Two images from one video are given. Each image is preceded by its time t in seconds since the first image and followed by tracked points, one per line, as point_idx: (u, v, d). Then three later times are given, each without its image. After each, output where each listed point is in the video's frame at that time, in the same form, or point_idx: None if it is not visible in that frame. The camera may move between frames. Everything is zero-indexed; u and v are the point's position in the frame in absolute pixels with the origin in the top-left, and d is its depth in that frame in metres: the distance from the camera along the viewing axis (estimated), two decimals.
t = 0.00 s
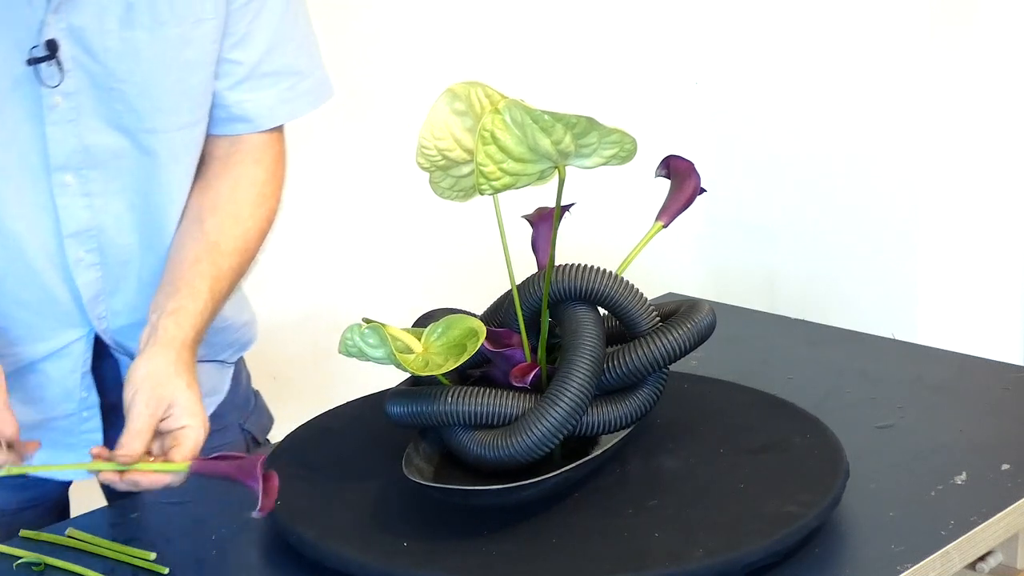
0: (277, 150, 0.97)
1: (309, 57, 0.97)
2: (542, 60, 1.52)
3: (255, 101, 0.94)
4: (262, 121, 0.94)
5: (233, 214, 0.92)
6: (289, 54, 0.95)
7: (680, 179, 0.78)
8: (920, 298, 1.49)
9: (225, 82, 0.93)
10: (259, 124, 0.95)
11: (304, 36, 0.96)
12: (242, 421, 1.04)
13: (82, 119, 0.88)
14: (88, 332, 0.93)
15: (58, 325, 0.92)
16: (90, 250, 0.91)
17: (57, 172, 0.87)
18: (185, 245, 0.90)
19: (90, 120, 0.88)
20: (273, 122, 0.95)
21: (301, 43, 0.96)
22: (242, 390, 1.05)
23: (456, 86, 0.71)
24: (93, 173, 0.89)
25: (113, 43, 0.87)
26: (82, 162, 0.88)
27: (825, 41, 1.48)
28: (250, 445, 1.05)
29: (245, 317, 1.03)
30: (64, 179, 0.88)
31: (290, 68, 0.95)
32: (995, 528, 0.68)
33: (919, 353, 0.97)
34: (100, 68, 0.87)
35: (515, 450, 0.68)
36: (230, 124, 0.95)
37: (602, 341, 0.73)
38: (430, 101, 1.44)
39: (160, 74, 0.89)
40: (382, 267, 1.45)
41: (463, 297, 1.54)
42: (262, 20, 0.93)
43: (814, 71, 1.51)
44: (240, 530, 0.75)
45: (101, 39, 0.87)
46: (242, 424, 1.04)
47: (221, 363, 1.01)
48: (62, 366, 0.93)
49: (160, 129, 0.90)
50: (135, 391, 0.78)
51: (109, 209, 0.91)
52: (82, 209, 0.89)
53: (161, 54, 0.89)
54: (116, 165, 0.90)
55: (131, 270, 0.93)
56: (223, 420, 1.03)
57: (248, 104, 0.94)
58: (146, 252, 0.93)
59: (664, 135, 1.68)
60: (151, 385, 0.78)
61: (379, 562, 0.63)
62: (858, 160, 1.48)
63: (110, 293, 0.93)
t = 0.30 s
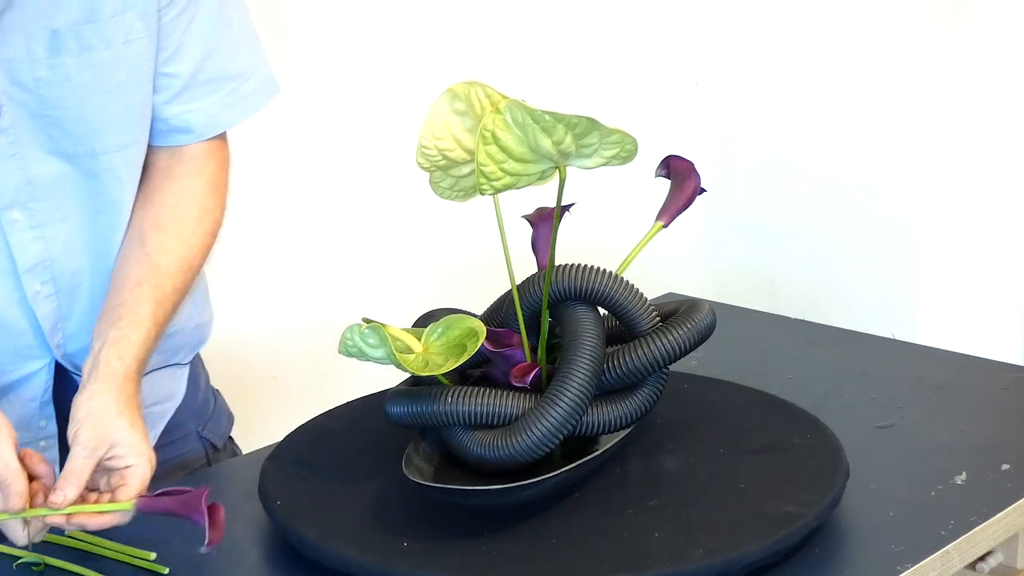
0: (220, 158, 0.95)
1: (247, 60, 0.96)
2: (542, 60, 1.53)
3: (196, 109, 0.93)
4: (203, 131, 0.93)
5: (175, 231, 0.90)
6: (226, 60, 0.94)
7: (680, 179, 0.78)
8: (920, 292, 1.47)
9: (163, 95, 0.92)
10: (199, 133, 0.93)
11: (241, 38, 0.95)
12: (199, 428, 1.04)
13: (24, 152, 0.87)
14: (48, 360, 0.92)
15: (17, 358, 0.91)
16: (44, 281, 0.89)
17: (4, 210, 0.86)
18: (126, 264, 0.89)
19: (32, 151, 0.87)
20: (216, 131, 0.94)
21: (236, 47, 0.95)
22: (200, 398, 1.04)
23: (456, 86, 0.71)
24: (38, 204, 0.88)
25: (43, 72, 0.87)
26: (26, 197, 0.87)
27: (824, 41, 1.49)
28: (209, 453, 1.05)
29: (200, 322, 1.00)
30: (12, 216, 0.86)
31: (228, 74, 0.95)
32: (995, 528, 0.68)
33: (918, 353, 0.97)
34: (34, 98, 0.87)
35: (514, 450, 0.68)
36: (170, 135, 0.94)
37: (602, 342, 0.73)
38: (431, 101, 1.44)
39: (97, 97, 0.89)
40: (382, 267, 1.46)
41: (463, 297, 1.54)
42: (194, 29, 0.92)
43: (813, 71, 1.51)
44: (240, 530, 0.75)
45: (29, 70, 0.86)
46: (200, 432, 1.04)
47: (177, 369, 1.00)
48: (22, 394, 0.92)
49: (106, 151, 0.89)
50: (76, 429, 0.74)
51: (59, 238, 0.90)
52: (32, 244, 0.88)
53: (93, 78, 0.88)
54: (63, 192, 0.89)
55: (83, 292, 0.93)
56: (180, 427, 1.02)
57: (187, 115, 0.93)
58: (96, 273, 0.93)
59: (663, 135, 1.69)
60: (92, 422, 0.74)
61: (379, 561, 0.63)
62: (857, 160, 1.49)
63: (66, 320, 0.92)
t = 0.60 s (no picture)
0: (197, 168, 0.93)
1: (223, 69, 0.94)
2: (542, 59, 1.53)
3: (169, 121, 0.91)
4: (176, 141, 0.91)
5: (152, 246, 0.89)
6: (201, 69, 0.92)
7: (680, 179, 0.78)
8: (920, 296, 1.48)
9: (138, 105, 0.91)
10: (172, 144, 0.91)
11: (217, 47, 0.93)
12: (181, 433, 1.03)
13: None
14: (27, 375, 0.90)
15: None
16: (22, 296, 0.88)
17: None
18: (102, 283, 0.87)
19: (7, 166, 0.87)
20: (188, 143, 0.92)
21: (212, 56, 0.93)
22: (182, 402, 1.04)
23: (457, 85, 0.72)
24: (14, 219, 0.87)
25: (18, 86, 0.86)
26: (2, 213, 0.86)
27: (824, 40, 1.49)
28: (192, 458, 1.05)
29: (181, 327, 1.00)
30: None
31: (203, 84, 0.92)
32: (995, 528, 0.68)
33: (918, 354, 0.97)
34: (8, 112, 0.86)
35: (514, 450, 0.68)
36: (146, 147, 0.92)
37: (603, 342, 0.73)
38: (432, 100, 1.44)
39: (72, 110, 0.88)
40: (382, 267, 1.46)
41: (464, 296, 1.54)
42: (169, 39, 0.90)
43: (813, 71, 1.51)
44: (240, 530, 0.76)
45: (3, 85, 0.86)
46: (181, 437, 1.03)
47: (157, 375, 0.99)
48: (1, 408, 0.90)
49: (81, 166, 0.88)
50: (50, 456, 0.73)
51: (37, 252, 0.89)
52: (9, 259, 0.87)
53: (68, 91, 0.87)
54: (41, 207, 0.89)
55: (62, 307, 0.91)
56: (162, 433, 1.02)
57: (160, 126, 0.91)
58: (76, 288, 0.91)
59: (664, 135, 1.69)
60: (69, 447, 0.74)
61: (379, 561, 0.63)
62: (857, 160, 1.49)
63: (46, 334, 0.91)
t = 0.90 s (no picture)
0: (193, 175, 0.94)
1: (217, 75, 0.94)
2: (543, 59, 1.53)
3: (164, 125, 0.91)
4: (171, 147, 0.91)
5: (148, 257, 0.89)
6: (195, 74, 0.93)
7: (680, 179, 0.78)
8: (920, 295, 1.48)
9: (133, 109, 0.91)
10: (166, 149, 0.91)
11: (211, 52, 0.93)
12: (178, 433, 1.03)
13: None
14: (22, 376, 0.90)
15: None
16: (17, 297, 0.88)
17: None
18: (101, 293, 0.87)
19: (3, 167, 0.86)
20: (182, 147, 0.92)
21: (206, 61, 0.93)
22: (180, 403, 1.04)
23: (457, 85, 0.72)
24: (9, 221, 0.87)
25: (13, 88, 0.85)
26: None
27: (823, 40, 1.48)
28: (190, 458, 1.05)
29: (178, 329, 1.00)
30: None
31: (197, 89, 0.93)
32: (995, 528, 0.68)
33: (918, 354, 0.97)
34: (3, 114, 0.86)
35: (513, 450, 0.68)
36: (140, 151, 0.91)
37: (602, 342, 0.73)
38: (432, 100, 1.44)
39: (67, 113, 0.87)
40: (382, 267, 1.46)
41: (464, 296, 1.54)
42: (165, 43, 0.90)
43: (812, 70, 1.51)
44: (240, 530, 0.76)
45: None
46: (179, 437, 1.04)
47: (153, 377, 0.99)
48: None
49: (76, 169, 0.88)
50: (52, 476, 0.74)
51: (31, 253, 0.89)
52: (4, 260, 0.87)
53: (63, 94, 0.87)
54: (36, 209, 0.88)
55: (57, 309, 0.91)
56: (159, 434, 1.02)
57: (155, 131, 0.90)
58: (71, 289, 0.92)
59: (664, 135, 1.69)
60: (70, 464, 0.74)
61: (379, 561, 0.63)
62: (857, 159, 1.49)
63: (41, 334, 0.91)
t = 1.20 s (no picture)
0: (196, 170, 0.94)
1: (221, 73, 0.95)
2: (542, 59, 1.53)
3: (170, 122, 0.91)
4: (175, 143, 0.91)
5: (156, 250, 0.89)
6: (200, 72, 0.93)
7: (679, 179, 0.78)
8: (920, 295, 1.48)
9: (139, 105, 0.91)
10: (171, 146, 0.91)
11: (215, 50, 0.94)
12: (178, 431, 1.03)
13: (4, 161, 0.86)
14: (25, 370, 0.90)
15: None
16: (23, 291, 0.88)
17: None
18: (108, 285, 0.87)
19: (12, 160, 0.86)
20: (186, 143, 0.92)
21: (210, 59, 0.93)
22: (178, 401, 1.04)
23: (456, 86, 0.72)
24: (17, 215, 0.87)
25: (25, 82, 0.86)
26: (6, 207, 0.86)
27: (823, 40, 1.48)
28: (190, 457, 1.05)
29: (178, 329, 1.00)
30: None
31: (202, 86, 0.93)
32: (995, 528, 0.68)
33: (919, 354, 0.97)
34: (14, 108, 0.86)
35: (513, 449, 0.68)
36: (145, 147, 0.92)
37: (603, 342, 0.73)
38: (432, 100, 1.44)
39: (79, 107, 0.88)
40: (382, 267, 1.46)
41: (464, 296, 1.54)
42: (171, 40, 0.91)
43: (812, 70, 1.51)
44: (240, 529, 0.75)
45: (10, 80, 0.86)
46: (178, 435, 1.04)
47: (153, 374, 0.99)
48: None
49: (85, 163, 0.88)
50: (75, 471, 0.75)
51: (39, 248, 0.89)
52: (11, 253, 0.87)
53: (75, 88, 0.87)
54: (43, 202, 0.89)
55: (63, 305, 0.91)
56: (160, 432, 1.02)
57: (160, 127, 0.91)
58: (77, 285, 0.91)
59: (664, 135, 1.69)
60: (93, 455, 0.75)
61: (380, 561, 0.63)
62: (857, 159, 1.49)
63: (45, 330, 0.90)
